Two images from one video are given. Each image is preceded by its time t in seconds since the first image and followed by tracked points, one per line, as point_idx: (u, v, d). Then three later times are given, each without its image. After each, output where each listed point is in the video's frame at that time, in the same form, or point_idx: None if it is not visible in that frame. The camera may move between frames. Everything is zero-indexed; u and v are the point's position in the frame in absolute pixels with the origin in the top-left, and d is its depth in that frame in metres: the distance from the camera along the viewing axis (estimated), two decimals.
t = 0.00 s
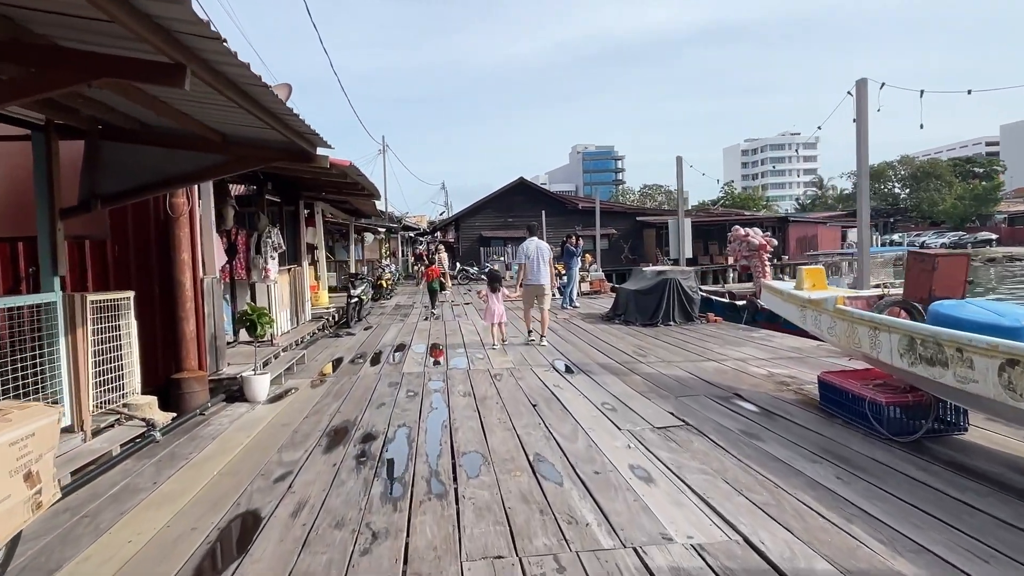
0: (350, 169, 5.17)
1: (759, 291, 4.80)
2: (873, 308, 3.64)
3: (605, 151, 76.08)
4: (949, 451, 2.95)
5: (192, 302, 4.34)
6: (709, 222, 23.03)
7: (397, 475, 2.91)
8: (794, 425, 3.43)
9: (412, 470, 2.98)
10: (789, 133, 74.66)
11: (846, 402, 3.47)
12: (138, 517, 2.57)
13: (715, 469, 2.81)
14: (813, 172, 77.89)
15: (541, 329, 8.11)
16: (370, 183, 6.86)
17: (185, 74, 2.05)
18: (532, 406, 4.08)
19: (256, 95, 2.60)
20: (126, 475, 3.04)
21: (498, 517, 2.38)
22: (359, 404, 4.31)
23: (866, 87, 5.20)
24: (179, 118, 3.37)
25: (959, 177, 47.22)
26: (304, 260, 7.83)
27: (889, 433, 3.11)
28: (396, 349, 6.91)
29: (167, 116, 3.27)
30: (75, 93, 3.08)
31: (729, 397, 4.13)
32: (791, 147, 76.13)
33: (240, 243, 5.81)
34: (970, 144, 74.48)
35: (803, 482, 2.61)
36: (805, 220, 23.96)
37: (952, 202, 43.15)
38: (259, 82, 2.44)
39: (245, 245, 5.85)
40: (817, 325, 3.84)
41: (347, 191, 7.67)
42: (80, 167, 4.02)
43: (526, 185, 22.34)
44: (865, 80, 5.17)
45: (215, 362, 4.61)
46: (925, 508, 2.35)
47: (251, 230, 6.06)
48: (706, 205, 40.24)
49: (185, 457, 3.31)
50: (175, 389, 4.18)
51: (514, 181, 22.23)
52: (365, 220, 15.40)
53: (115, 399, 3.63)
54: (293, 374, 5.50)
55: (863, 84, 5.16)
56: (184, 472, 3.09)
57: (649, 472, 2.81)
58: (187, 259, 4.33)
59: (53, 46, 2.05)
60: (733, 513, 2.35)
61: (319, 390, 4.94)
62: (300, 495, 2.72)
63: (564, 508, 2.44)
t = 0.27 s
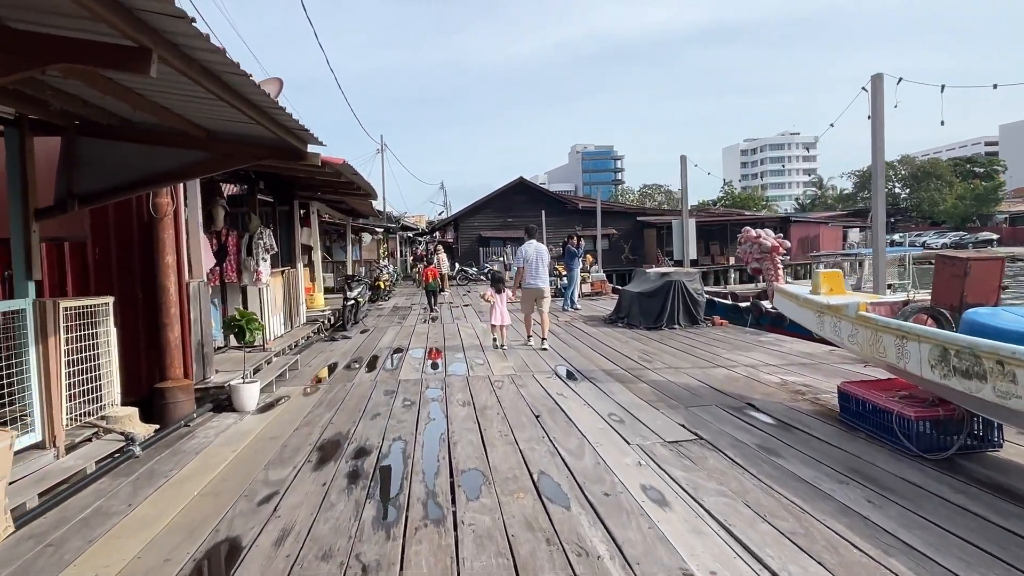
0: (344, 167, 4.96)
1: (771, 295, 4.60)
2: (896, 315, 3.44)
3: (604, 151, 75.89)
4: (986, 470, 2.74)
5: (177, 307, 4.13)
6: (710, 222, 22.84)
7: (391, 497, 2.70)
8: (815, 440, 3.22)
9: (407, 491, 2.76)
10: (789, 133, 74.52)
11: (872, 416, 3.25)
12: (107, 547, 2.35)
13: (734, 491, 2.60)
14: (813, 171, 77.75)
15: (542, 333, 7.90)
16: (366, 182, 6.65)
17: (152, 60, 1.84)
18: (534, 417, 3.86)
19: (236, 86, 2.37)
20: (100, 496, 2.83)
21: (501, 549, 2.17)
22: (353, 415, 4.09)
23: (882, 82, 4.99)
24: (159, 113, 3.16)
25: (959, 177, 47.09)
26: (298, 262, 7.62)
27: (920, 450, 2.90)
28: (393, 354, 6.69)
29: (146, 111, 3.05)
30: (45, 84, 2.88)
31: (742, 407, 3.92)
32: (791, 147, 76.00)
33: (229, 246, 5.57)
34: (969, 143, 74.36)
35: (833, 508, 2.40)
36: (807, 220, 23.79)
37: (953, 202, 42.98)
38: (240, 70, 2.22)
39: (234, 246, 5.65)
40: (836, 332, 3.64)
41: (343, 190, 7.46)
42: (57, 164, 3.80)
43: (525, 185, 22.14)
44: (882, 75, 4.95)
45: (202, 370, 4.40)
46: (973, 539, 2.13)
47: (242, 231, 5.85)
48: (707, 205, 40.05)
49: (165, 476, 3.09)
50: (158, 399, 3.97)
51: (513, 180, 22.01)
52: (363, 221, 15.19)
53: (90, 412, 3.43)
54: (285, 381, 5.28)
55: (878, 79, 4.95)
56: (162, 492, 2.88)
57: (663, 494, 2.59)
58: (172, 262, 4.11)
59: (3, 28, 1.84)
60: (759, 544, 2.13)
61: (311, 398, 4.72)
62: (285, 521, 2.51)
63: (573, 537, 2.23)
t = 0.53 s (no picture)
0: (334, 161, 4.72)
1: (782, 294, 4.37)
2: (921, 316, 3.21)
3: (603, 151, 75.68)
4: None
5: (154, 309, 3.89)
6: (710, 221, 22.62)
7: (377, 515, 2.47)
8: (835, 451, 3.00)
9: (394, 508, 2.54)
10: (788, 133, 74.36)
11: (896, 424, 3.03)
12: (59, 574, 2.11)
13: (752, 510, 2.37)
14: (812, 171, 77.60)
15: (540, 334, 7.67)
16: (359, 178, 6.43)
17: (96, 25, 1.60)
18: (533, 425, 3.63)
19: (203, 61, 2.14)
20: (60, 514, 2.59)
21: None
22: (341, 422, 3.86)
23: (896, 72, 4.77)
24: (129, 99, 2.93)
25: (959, 176, 46.95)
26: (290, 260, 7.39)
27: (949, 463, 2.67)
28: (387, 356, 6.46)
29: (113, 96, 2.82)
30: (0, 63, 2.65)
31: (754, 414, 3.69)
32: (790, 147, 75.87)
33: (217, 243, 5.41)
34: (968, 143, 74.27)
35: (862, 530, 2.17)
36: (808, 219, 23.60)
37: (953, 202, 42.80)
38: (204, 43, 1.98)
39: (220, 244, 5.45)
40: (854, 334, 3.41)
41: (336, 186, 7.23)
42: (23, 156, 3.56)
43: (524, 184, 21.91)
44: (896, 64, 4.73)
45: (181, 375, 4.16)
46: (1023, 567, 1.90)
47: (229, 228, 5.62)
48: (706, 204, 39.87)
49: (134, 490, 2.86)
50: (135, 406, 3.74)
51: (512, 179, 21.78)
52: (358, 219, 14.96)
53: (58, 419, 3.24)
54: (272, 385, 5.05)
55: (892, 68, 4.73)
56: (129, 509, 2.65)
57: (674, 513, 2.37)
58: (149, 261, 3.88)
59: None
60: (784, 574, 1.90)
61: (299, 403, 4.49)
62: (259, 544, 2.27)
63: (577, 565, 2.00)
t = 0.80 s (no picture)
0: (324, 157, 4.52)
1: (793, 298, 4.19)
2: (947, 322, 3.03)
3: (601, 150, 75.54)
4: None
5: (133, 313, 3.69)
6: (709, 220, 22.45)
7: (366, 541, 2.27)
8: (858, 467, 2.80)
9: (384, 532, 2.34)
10: (786, 132, 74.26)
11: (921, 437, 2.84)
12: None
13: (773, 535, 2.18)
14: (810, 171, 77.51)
15: (540, 336, 7.49)
16: (352, 175, 6.24)
17: None
18: (534, 437, 3.44)
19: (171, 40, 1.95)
20: (21, 538, 2.39)
21: None
22: (330, 432, 3.66)
23: (911, 65, 4.59)
24: (100, 89, 2.72)
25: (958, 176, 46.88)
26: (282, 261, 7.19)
27: (983, 481, 2.49)
28: (382, 360, 6.26)
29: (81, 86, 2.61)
30: None
31: (766, 425, 3.50)
32: (788, 146, 75.79)
33: (202, 243, 5.21)
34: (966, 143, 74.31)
35: (896, 559, 1.98)
36: (808, 219, 23.46)
37: (951, 201, 42.69)
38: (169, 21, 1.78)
39: (206, 244, 5.24)
40: (874, 341, 3.21)
41: (329, 185, 7.03)
42: None
43: (522, 183, 21.72)
44: (911, 57, 4.56)
45: (163, 382, 3.94)
46: None
47: (217, 228, 5.42)
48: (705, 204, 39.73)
49: (104, 510, 2.66)
50: (112, 417, 3.54)
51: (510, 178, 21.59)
52: (355, 219, 14.76)
53: (26, 431, 3.04)
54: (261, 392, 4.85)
55: (907, 61, 4.55)
56: (96, 531, 2.45)
57: (689, 539, 2.17)
58: (128, 263, 3.68)
59: None
60: None
61: (287, 411, 4.29)
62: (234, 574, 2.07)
63: None
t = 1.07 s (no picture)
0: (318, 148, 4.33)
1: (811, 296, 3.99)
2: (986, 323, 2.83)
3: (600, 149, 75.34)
4: None
5: (113, 313, 3.47)
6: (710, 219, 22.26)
7: (359, 565, 2.06)
8: (892, 479, 2.59)
9: (379, 554, 2.13)
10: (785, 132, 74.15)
11: (960, 448, 2.63)
12: None
13: (810, 558, 1.97)
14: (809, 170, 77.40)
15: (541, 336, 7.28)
16: (349, 172, 6.04)
17: None
18: (540, 445, 3.23)
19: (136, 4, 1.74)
20: None
21: None
22: (323, 440, 3.44)
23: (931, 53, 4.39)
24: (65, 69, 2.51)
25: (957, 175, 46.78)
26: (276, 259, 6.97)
27: None
28: (379, 361, 6.04)
29: (47, 66, 2.40)
30: None
31: (787, 432, 3.29)
32: (787, 146, 75.68)
33: (191, 241, 5.00)
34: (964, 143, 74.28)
35: None
36: (809, 218, 23.30)
37: (951, 200, 42.55)
38: None
39: (195, 242, 5.03)
40: (904, 342, 3.01)
41: (325, 181, 6.82)
42: None
43: (521, 181, 21.52)
44: (931, 45, 4.37)
45: (146, 388, 3.72)
46: None
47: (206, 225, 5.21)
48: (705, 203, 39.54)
49: (75, 528, 2.44)
50: (90, 424, 3.33)
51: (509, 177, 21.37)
52: (351, 217, 14.54)
53: None
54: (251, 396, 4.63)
55: (928, 49, 4.36)
56: (63, 553, 2.23)
57: (717, 563, 1.96)
58: (108, 260, 3.47)
59: None
60: None
61: (279, 417, 4.07)
62: None
63: None
